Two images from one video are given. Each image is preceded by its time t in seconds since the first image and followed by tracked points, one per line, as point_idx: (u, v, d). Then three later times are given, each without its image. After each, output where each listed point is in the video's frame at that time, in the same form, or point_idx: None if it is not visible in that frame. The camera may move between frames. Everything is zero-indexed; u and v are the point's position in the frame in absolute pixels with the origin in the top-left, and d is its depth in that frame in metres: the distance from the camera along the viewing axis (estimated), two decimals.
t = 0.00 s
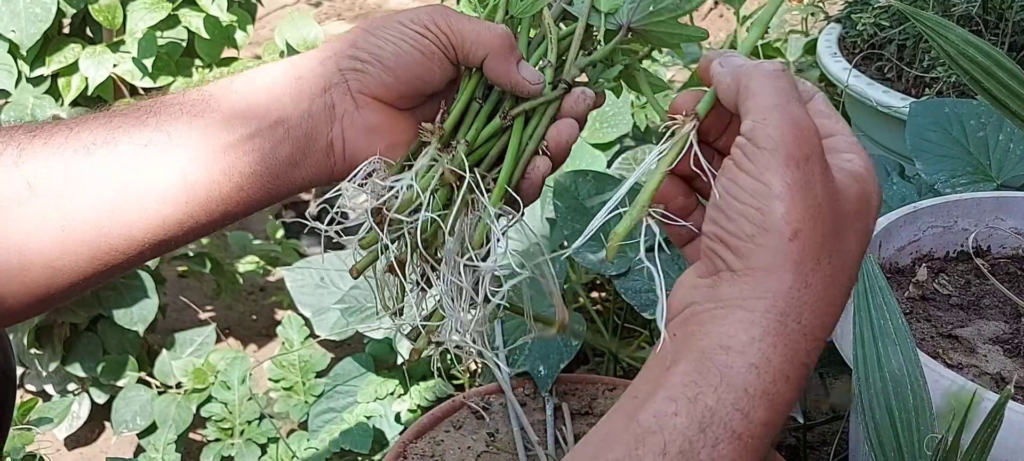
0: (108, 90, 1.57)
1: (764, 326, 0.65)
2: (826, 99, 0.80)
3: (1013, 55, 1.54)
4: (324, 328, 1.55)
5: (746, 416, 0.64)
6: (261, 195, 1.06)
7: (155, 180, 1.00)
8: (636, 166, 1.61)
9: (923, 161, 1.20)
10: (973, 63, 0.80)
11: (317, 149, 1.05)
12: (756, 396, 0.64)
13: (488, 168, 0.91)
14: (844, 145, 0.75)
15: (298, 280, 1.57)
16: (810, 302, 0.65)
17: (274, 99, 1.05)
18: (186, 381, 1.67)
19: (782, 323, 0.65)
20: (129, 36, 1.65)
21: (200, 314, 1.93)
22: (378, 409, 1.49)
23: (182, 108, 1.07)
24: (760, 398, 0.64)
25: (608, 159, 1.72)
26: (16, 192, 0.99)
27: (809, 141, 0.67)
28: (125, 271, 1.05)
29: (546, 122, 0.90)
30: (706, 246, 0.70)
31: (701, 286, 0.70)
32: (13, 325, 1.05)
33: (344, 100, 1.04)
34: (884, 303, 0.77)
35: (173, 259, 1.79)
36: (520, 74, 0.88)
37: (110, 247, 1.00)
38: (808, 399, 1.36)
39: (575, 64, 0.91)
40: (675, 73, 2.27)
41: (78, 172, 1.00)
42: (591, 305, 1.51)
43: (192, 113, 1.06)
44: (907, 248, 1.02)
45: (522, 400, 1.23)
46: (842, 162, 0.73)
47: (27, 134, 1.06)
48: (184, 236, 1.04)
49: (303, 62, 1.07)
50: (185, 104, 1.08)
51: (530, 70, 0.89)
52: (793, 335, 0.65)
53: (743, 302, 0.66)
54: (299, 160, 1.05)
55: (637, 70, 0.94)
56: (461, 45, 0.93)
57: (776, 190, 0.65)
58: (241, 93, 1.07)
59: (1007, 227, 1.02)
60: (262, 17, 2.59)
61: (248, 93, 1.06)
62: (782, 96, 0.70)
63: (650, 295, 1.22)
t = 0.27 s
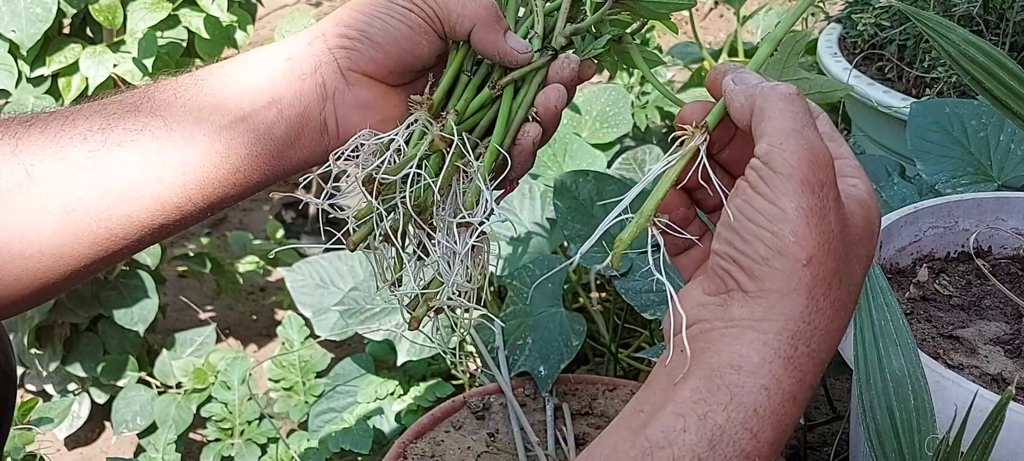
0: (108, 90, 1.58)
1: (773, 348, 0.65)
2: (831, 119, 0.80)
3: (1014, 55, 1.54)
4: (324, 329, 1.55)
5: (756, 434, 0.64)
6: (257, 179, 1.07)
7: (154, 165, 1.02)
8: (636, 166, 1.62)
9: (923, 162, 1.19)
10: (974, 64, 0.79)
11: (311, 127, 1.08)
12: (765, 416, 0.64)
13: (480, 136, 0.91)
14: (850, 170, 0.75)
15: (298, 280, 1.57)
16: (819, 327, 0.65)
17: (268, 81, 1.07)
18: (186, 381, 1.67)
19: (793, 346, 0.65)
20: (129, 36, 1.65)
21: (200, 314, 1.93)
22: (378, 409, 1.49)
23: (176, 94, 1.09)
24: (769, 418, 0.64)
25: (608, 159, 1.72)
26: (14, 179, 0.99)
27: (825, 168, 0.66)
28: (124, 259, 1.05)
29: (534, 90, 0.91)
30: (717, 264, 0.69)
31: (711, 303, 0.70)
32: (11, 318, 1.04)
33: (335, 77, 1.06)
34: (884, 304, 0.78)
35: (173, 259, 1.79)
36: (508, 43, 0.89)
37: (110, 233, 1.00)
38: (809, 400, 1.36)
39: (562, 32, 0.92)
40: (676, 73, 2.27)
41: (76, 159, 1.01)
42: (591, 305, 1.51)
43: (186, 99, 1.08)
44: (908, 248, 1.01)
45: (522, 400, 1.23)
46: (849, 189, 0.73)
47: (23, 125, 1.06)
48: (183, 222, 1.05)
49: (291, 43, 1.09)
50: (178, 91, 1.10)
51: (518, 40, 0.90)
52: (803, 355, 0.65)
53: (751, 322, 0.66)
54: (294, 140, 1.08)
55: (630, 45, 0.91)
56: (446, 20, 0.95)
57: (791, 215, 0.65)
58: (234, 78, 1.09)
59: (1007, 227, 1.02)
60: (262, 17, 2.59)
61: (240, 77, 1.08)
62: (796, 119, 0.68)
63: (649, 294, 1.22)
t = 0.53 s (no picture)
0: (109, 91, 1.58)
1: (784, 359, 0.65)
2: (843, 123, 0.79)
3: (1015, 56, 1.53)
4: (325, 328, 1.55)
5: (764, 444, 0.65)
6: (255, 172, 1.09)
7: (155, 161, 1.03)
8: (637, 166, 1.61)
9: (924, 162, 1.19)
10: (975, 64, 0.79)
11: (306, 121, 1.09)
12: (775, 423, 0.65)
13: (472, 127, 0.90)
14: (860, 175, 0.75)
15: (299, 280, 1.57)
16: (830, 335, 0.66)
17: (264, 76, 1.09)
18: (187, 381, 1.67)
19: (804, 355, 0.65)
20: (130, 37, 1.65)
21: (201, 314, 1.93)
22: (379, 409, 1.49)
23: (173, 91, 1.11)
24: (778, 425, 0.65)
25: (609, 160, 1.72)
26: (16, 175, 0.99)
27: (841, 176, 0.65)
28: (125, 254, 1.06)
29: (527, 79, 0.90)
30: (730, 267, 0.69)
31: (723, 305, 0.70)
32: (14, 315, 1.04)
33: (329, 72, 1.07)
34: (883, 303, 0.78)
35: (174, 259, 1.79)
36: (500, 30, 0.89)
37: (111, 228, 1.01)
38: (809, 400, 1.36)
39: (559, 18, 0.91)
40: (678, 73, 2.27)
41: (77, 155, 1.02)
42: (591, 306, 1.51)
43: (184, 96, 1.10)
44: (909, 248, 1.01)
45: (523, 400, 1.23)
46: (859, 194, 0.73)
47: (23, 122, 1.07)
48: (183, 216, 1.06)
49: (285, 38, 1.11)
50: (175, 87, 1.11)
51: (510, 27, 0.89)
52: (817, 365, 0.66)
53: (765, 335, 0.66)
54: (291, 135, 1.09)
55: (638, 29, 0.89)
56: (437, 9, 0.96)
57: (806, 223, 0.64)
58: (229, 74, 1.10)
59: (1008, 228, 1.02)
60: (263, 17, 2.60)
61: (237, 74, 1.10)
62: (813, 123, 0.67)
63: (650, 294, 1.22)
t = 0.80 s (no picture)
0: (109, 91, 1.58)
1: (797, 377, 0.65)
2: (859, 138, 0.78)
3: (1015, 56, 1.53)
4: (324, 329, 1.55)
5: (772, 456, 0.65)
6: (252, 166, 1.09)
7: (153, 156, 1.03)
8: (637, 166, 1.61)
9: (924, 162, 1.19)
10: (975, 64, 0.79)
11: (300, 116, 1.09)
12: (787, 442, 0.65)
13: (464, 112, 0.90)
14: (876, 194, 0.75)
15: (299, 281, 1.57)
16: (845, 357, 0.66)
17: (259, 72, 1.09)
18: (187, 381, 1.67)
19: (820, 375, 0.65)
20: (130, 37, 1.65)
21: (201, 314, 1.93)
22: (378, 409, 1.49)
23: (168, 86, 1.11)
24: (790, 445, 0.65)
25: (609, 161, 1.72)
26: (14, 173, 0.99)
27: (863, 198, 0.65)
28: (125, 250, 1.06)
29: (521, 59, 0.89)
30: (746, 283, 0.69)
31: (738, 321, 0.70)
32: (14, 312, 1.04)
33: (319, 65, 1.07)
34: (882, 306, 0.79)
35: (175, 260, 1.79)
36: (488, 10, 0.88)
37: (110, 225, 1.01)
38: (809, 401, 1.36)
39: None
40: (678, 74, 2.27)
41: (74, 152, 1.02)
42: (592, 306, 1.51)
43: (180, 91, 1.09)
44: (909, 249, 1.01)
45: (523, 401, 1.23)
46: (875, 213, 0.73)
47: (20, 120, 1.07)
48: (182, 211, 1.06)
49: (276, 31, 1.11)
50: (171, 81, 1.11)
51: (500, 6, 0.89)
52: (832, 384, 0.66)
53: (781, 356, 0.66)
54: (287, 128, 1.09)
55: None
56: None
57: (829, 245, 0.64)
58: (224, 68, 1.10)
59: (1008, 228, 1.02)
60: (263, 18, 2.60)
61: (231, 68, 1.10)
62: (836, 144, 0.66)
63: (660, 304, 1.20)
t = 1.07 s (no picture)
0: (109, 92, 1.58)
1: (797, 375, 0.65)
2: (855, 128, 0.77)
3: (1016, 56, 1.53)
4: (324, 329, 1.55)
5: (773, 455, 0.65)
6: (252, 164, 1.08)
7: (152, 156, 1.04)
8: (637, 167, 1.61)
9: (924, 163, 1.19)
10: (973, 64, 0.79)
11: (300, 114, 1.08)
12: (787, 439, 0.65)
13: (466, 111, 0.89)
14: (871, 183, 0.74)
15: (299, 281, 1.57)
16: (844, 355, 0.66)
17: (257, 69, 1.08)
18: (187, 381, 1.67)
19: (816, 365, 0.65)
20: (130, 38, 1.65)
21: (201, 314, 1.93)
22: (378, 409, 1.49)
23: (167, 83, 1.10)
24: (788, 437, 0.65)
25: (609, 161, 1.72)
26: (15, 175, 1.01)
27: (849, 186, 0.65)
28: (126, 249, 1.06)
29: (524, 54, 0.89)
30: (740, 278, 0.69)
31: (733, 316, 0.70)
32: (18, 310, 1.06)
33: (318, 62, 1.06)
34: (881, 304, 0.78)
35: (175, 260, 1.79)
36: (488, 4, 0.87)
37: (110, 224, 1.02)
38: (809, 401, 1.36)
39: None
40: (678, 74, 2.27)
41: (74, 153, 1.03)
42: (592, 306, 1.51)
43: (178, 89, 1.09)
44: (909, 249, 1.01)
45: (523, 401, 1.23)
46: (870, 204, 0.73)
47: (21, 118, 1.08)
48: (182, 209, 1.07)
49: (274, 27, 1.09)
50: (170, 78, 1.11)
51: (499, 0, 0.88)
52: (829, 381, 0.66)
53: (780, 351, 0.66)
54: (286, 126, 1.09)
55: None
56: None
57: (817, 233, 0.64)
58: (221, 65, 1.09)
59: (1008, 228, 1.02)
60: (263, 18, 2.60)
61: (229, 64, 1.09)
62: (820, 137, 0.66)
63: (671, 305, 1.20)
